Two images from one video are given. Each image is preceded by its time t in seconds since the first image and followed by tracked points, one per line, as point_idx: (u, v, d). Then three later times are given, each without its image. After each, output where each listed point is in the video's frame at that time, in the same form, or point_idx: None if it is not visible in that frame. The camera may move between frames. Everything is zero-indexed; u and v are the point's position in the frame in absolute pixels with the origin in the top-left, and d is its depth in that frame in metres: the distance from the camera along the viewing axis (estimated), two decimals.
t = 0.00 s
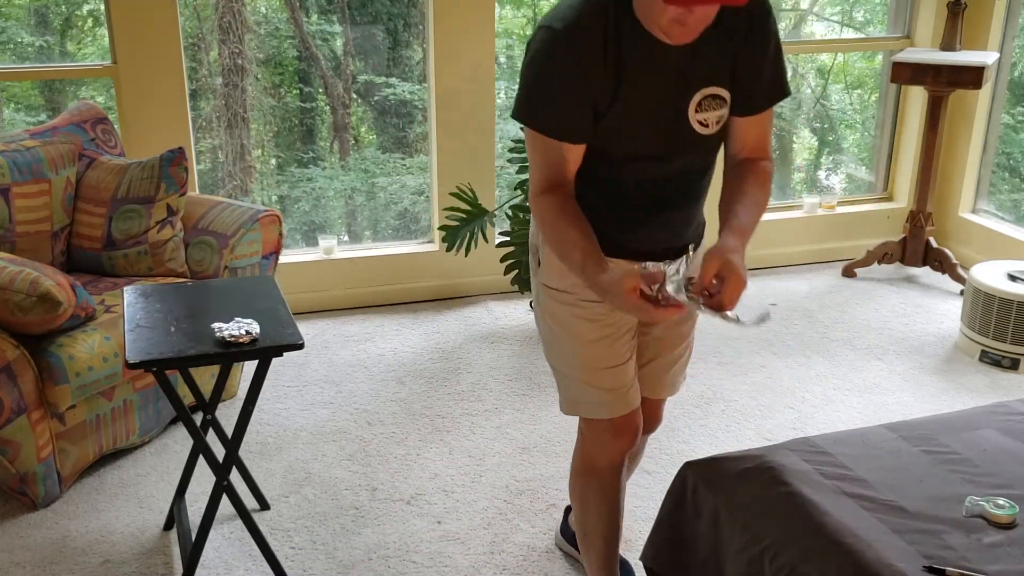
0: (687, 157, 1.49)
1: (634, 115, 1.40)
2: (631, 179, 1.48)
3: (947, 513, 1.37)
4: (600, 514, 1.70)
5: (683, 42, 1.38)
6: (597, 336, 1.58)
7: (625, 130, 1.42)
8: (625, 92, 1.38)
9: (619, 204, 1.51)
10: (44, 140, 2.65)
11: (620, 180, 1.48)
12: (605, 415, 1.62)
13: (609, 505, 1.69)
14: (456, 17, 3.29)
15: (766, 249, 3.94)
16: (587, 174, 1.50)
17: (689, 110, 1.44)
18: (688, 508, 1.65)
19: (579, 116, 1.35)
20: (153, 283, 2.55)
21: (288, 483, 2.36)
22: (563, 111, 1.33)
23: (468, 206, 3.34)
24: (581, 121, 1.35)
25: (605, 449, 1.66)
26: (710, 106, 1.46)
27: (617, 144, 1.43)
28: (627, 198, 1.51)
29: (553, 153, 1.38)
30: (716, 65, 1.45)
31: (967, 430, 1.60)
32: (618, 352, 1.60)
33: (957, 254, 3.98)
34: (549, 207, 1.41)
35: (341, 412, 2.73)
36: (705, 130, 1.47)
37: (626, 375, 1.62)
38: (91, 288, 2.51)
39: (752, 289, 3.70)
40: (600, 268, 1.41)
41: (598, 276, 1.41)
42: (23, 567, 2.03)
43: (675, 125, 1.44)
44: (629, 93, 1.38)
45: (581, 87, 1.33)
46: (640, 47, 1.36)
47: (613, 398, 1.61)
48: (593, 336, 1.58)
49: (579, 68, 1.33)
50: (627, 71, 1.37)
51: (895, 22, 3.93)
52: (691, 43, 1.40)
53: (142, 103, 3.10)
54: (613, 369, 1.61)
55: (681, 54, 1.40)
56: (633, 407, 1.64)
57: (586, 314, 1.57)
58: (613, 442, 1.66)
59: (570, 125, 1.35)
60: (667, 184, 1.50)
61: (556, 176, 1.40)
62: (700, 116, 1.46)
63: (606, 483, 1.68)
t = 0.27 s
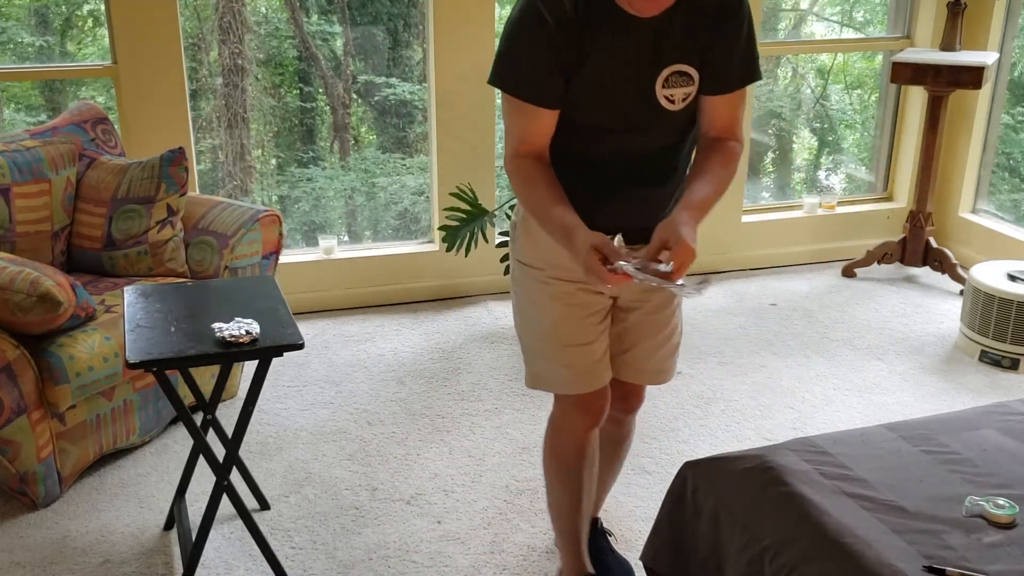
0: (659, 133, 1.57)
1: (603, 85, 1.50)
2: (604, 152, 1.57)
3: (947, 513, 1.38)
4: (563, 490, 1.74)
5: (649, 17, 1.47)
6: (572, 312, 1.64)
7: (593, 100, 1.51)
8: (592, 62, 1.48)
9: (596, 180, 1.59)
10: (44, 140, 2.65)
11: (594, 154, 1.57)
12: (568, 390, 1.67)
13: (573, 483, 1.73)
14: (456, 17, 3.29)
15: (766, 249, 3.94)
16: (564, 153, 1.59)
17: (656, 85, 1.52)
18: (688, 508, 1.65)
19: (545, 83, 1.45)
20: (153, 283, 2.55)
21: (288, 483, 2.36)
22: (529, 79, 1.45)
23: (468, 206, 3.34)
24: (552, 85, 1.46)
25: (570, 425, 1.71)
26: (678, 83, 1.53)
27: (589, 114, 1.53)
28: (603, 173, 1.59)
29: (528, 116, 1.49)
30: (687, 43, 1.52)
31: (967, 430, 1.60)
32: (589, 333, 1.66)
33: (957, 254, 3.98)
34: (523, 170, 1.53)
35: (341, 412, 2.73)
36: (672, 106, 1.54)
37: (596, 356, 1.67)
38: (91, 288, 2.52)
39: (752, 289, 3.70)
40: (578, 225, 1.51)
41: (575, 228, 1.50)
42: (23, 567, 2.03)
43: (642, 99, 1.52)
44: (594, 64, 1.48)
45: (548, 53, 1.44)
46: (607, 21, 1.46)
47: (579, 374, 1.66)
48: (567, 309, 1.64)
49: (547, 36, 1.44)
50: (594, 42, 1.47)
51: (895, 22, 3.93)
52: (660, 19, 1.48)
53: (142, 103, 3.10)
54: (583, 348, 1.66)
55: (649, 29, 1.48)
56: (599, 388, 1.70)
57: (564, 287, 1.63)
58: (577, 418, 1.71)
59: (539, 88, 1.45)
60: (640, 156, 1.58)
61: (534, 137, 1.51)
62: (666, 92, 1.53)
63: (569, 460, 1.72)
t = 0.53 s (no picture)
0: (628, 126, 1.61)
1: (572, 78, 1.55)
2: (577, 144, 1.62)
3: (947, 513, 1.38)
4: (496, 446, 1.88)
5: (615, 10, 1.51)
6: (533, 306, 1.72)
7: (564, 92, 1.57)
8: (562, 53, 1.54)
9: (568, 170, 1.65)
10: (44, 140, 2.65)
11: (568, 147, 1.63)
12: (517, 377, 1.76)
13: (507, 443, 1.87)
14: (456, 17, 3.29)
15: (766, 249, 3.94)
16: (539, 143, 1.65)
17: (622, 78, 1.56)
18: (688, 507, 1.65)
19: (515, 73, 1.53)
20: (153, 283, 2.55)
21: (288, 483, 2.36)
22: (499, 68, 1.52)
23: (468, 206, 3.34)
24: (522, 75, 1.53)
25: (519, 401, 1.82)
26: (644, 78, 1.57)
27: (560, 105, 1.59)
28: (575, 166, 1.65)
29: (501, 102, 1.56)
30: (655, 37, 1.55)
31: (967, 430, 1.60)
32: (548, 327, 1.74)
33: (957, 254, 3.98)
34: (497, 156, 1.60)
35: (341, 412, 2.73)
36: (638, 99, 1.58)
37: (552, 350, 1.76)
38: (91, 288, 2.52)
39: (752, 289, 3.70)
40: (540, 218, 1.59)
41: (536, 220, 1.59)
42: (23, 567, 2.03)
43: (610, 92, 1.57)
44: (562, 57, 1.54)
45: (518, 42, 1.51)
46: (575, 14, 1.51)
47: (531, 364, 1.75)
48: (527, 302, 1.72)
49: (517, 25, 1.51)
50: (562, 33, 1.52)
51: (895, 22, 3.93)
52: (629, 12, 1.52)
53: (142, 103, 3.10)
54: (539, 341, 1.74)
55: (616, 24, 1.52)
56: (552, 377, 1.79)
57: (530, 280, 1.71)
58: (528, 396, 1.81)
59: (511, 75, 1.52)
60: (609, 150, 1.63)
61: (508, 125, 1.58)
62: (632, 86, 1.57)
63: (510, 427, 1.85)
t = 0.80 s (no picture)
0: (589, 129, 1.62)
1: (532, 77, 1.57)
2: (537, 144, 1.64)
3: (947, 513, 1.37)
4: (481, 447, 1.90)
5: (574, 11, 1.53)
6: (500, 306, 1.74)
7: (523, 91, 1.59)
8: (521, 51, 1.56)
9: (530, 171, 1.66)
10: (44, 140, 2.65)
11: (530, 146, 1.64)
12: (489, 373, 1.80)
13: (490, 443, 1.89)
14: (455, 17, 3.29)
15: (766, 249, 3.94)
16: (503, 143, 1.67)
17: (581, 81, 1.57)
18: (688, 507, 1.65)
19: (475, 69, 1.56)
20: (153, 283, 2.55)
21: (288, 483, 2.36)
22: (460, 64, 1.55)
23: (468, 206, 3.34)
24: (481, 71, 1.56)
25: (494, 398, 1.85)
26: (604, 82, 1.58)
27: (520, 104, 1.61)
28: (538, 165, 1.66)
29: (464, 98, 1.59)
30: (617, 40, 1.57)
31: (967, 430, 1.60)
32: (520, 326, 1.76)
33: (957, 254, 3.98)
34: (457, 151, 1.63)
35: (341, 412, 2.73)
36: (597, 103, 1.60)
37: (521, 349, 1.78)
38: (91, 288, 2.52)
39: (752, 289, 3.70)
40: (494, 217, 1.62)
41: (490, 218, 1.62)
42: (23, 567, 2.03)
43: (569, 93, 1.58)
44: (523, 56, 1.56)
45: (478, 39, 1.54)
46: (535, 13, 1.54)
47: (500, 362, 1.78)
48: (497, 302, 1.74)
49: (478, 22, 1.54)
50: (522, 31, 1.55)
51: (895, 22, 3.93)
52: (589, 13, 1.54)
53: (142, 103, 3.10)
54: (508, 340, 1.77)
55: (578, 25, 1.54)
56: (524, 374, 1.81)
57: (496, 280, 1.72)
58: (501, 393, 1.84)
59: (472, 71, 1.56)
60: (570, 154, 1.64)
61: (472, 122, 1.62)
62: (592, 89, 1.58)
63: (489, 426, 1.88)
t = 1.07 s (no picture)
0: (562, 126, 1.64)
1: (506, 72, 1.60)
2: (512, 140, 1.65)
3: (947, 513, 1.37)
4: (472, 448, 1.91)
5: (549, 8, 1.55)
6: (481, 305, 1.74)
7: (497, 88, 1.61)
8: (495, 47, 1.58)
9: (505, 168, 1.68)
10: (44, 140, 2.65)
11: (506, 143, 1.66)
12: (474, 373, 1.80)
13: (481, 444, 1.89)
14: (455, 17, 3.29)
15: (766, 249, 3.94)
16: (480, 140, 1.70)
17: (555, 79, 1.59)
18: (688, 507, 1.65)
19: (449, 65, 1.58)
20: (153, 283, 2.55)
21: (288, 483, 2.36)
22: (435, 60, 1.58)
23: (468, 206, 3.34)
24: (455, 67, 1.59)
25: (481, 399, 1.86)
26: (576, 80, 1.59)
27: (496, 101, 1.63)
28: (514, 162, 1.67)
29: (441, 94, 1.62)
30: (590, 38, 1.58)
31: (967, 430, 1.60)
32: (504, 325, 1.77)
33: (957, 254, 3.98)
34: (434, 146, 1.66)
35: (341, 412, 2.73)
36: (571, 101, 1.61)
37: (503, 348, 1.78)
38: (91, 288, 2.52)
39: (752, 289, 3.70)
40: (470, 209, 1.63)
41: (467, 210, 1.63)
42: (23, 567, 2.03)
43: (542, 90, 1.60)
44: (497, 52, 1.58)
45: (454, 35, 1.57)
46: (510, 10, 1.56)
47: (482, 362, 1.78)
48: (481, 301, 1.74)
49: (453, 17, 1.57)
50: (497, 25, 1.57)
51: (895, 22, 3.93)
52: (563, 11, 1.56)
53: (142, 103, 3.10)
54: (489, 340, 1.77)
55: (551, 22, 1.56)
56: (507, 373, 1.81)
57: (476, 279, 1.73)
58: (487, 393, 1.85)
59: (447, 67, 1.58)
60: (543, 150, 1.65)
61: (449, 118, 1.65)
62: (566, 87, 1.60)
63: (477, 426, 1.88)
